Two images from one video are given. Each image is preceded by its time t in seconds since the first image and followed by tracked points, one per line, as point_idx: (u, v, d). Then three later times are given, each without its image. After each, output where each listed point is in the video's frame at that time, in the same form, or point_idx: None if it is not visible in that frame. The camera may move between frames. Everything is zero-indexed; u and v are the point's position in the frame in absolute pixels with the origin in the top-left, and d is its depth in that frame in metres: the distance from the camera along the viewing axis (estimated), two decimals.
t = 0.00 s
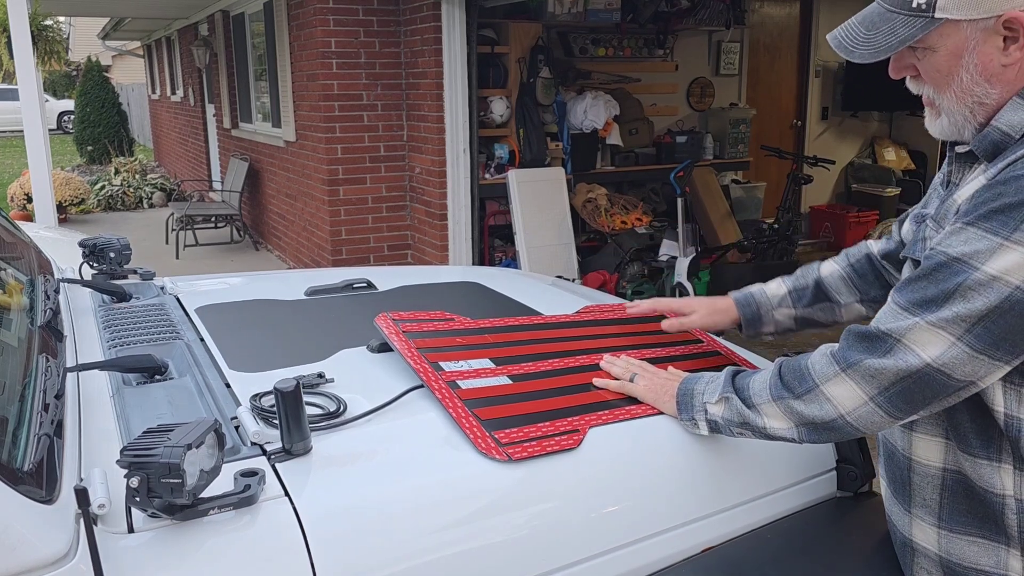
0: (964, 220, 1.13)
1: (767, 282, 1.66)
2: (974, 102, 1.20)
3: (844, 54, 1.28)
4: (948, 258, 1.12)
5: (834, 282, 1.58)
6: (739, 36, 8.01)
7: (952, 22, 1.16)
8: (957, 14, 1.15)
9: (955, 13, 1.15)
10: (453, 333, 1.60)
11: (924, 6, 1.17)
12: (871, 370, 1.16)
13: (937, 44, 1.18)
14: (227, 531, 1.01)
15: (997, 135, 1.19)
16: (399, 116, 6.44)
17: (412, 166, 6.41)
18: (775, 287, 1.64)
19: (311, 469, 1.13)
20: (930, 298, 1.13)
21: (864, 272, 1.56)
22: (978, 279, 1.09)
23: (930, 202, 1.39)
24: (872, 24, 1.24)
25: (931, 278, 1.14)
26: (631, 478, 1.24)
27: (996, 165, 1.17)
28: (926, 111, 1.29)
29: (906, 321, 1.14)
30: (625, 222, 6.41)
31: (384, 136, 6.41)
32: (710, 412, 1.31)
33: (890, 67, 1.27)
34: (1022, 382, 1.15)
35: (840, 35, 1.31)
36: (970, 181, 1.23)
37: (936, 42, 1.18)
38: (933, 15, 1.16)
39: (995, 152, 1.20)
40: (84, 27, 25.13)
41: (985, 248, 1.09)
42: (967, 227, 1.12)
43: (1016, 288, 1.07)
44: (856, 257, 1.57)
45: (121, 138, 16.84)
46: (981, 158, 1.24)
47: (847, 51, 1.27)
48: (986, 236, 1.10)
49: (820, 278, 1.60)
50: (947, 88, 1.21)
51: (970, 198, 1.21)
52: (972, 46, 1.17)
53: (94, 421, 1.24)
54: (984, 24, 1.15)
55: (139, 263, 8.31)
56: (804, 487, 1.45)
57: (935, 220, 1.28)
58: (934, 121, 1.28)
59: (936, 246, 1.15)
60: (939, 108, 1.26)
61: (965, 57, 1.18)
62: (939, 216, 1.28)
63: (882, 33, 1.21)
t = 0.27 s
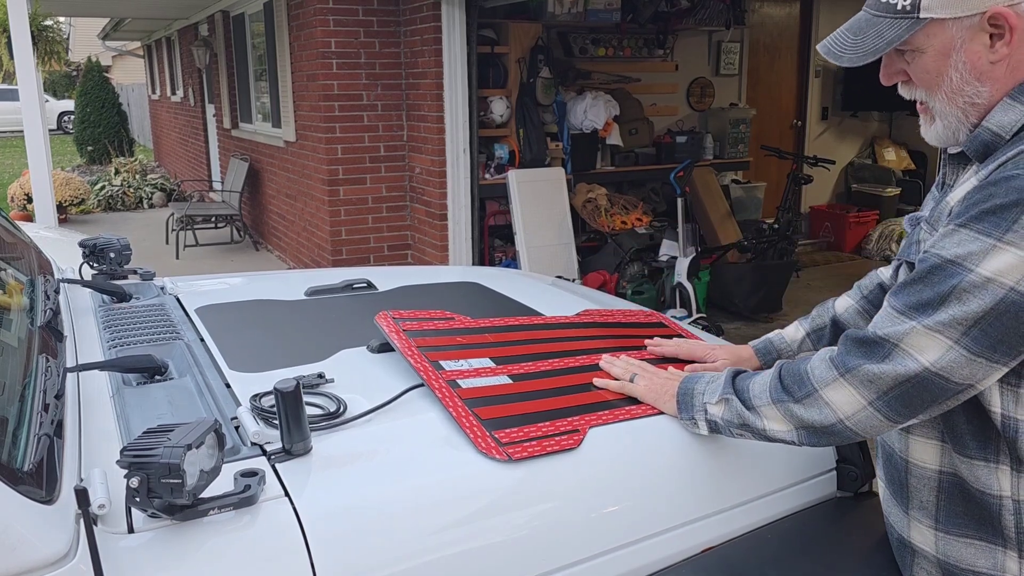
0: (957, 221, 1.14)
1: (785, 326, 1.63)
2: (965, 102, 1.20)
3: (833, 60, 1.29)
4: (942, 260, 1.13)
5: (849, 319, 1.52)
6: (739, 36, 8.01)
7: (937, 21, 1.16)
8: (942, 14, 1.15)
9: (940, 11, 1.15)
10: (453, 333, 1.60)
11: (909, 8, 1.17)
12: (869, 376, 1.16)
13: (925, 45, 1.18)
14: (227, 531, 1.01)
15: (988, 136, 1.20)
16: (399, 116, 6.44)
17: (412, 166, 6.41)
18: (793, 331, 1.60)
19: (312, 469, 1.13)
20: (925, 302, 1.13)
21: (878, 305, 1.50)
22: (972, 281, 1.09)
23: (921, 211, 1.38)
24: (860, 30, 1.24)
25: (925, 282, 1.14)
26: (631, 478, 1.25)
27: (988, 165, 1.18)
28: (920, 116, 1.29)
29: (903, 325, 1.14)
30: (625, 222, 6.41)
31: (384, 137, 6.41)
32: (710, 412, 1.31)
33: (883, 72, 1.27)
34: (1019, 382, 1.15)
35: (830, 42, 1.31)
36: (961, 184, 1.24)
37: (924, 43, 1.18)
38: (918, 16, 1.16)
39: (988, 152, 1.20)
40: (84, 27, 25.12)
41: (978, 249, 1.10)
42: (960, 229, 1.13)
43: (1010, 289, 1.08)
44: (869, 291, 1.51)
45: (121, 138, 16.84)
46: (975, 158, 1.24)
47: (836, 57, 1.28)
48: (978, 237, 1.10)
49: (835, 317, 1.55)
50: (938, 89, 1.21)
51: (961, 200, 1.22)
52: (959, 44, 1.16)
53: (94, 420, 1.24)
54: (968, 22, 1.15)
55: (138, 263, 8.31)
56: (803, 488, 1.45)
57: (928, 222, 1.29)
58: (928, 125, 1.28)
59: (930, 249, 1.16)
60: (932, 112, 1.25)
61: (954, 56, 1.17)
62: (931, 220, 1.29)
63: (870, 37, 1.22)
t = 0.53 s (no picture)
0: (946, 221, 1.14)
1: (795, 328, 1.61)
2: (941, 105, 1.20)
3: (818, 70, 1.34)
4: (932, 259, 1.12)
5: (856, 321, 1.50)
6: (739, 37, 8.02)
7: (905, 29, 1.18)
8: (907, 22, 1.17)
9: (906, 20, 1.17)
10: (453, 333, 1.60)
11: (878, 18, 1.20)
12: (860, 377, 1.15)
13: (898, 52, 1.21)
14: (228, 531, 1.00)
15: (974, 138, 1.20)
16: (399, 116, 6.44)
17: (412, 166, 6.41)
18: (801, 333, 1.58)
19: (312, 469, 1.13)
20: (915, 301, 1.13)
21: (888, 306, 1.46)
22: (961, 278, 1.09)
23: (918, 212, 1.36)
24: (840, 42, 1.29)
25: (916, 280, 1.14)
26: (630, 478, 1.24)
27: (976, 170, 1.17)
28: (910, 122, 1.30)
29: (894, 325, 1.13)
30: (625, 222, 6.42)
31: (384, 137, 6.41)
32: (696, 414, 1.29)
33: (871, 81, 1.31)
34: (1015, 384, 1.15)
35: (817, 55, 1.36)
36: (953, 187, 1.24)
37: (897, 50, 1.21)
38: (886, 25, 1.19)
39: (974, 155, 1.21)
40: (84, 27, 25.12)
41: (966, 246, 1.10)
42: (949, 228, 1.13)
43: (999, 286, 1.07)
44: (875, 292, 1.47)
45: (122, 138, 16.84)
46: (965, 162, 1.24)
47: (820, 68, 1.33)
48: (967, 234, 1.10)
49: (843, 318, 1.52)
50: (916, 95, 1.22)
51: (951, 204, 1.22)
52: (929, 50, 1.18)
53: (94, 421, 1.24)
54: (934, 28, 1.16)
55: (138, 263, 8.31)
56: (803, 488, 1.45)
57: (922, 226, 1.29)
58: (916, 131, 1.29)
59: (920, 250, 1.16)
60: (916, 118, 1.26)
61: (924, 63, 1.19)
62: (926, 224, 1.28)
63: (847, 48, 1.26)
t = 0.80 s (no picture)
0: (938, 220, 1.14)
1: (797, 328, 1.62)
2: (930, 105, 1.21)
3: (813, 72, 1.35)
4: (926, 260, 1.12)
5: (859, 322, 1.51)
6: (739, 36, 8.02)
7: (891, 30, 1.19)
8: (894, 23, 1.18)
9: (893, 21, 1.18)
10: (453, 332, 1.60)
11: (866, 20, 1.21)
12: (863, 384, 1.14)
13: (886, 53, 1.21)
14: (227, 531, 1.00)
15: (964, 135, 1.20)
16: (399, 116, 6.44)
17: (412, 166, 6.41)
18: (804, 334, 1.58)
19: (312, 469, 1.13)
20: (913, 303, 1.12)
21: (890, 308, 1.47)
22: (958, 278, 1.09)
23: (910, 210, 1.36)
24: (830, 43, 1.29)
25: (912, 282, 1.13)
26: (629, 477, 1.24)
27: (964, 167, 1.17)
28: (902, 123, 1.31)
29: (894, 329, 1.13)
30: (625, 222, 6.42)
31: (384, 136, 6.41)
32: (693, 422, 1.27)
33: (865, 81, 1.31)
34: (1006, 379, 1.14)
35: (813, 58, 1.36)
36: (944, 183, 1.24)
37: (885, 51, 1.21)
38: (874, 27, 1.20)
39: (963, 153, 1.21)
40: (84, 27, 25.11)
41: (960, 245, 1.09)
42: (941, 228, 1.12)
43: (995, 284, 1.07)
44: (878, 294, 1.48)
45: (122, 138, 16.84)
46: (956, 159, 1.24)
47: (814, 70, 1.34)
48: (960, 232, 1.10)
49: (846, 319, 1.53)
50: (906, 95, 1.23)
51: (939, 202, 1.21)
52: (916, 50, 1.18)
53: (94, 420, 1.24)
54: (920, 28, 1.16)
55: (138, 263, 8.31)
56: (802, 488, 1.45)
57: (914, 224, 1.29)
58: (909, 131, 1.29)
59: (912, 250, 1.15)
60: (908, 118, 1.27)
61: (912, 63, 1.19)
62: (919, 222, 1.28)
63: (836, 49, 1.27)
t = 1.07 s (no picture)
0: (950, 227, 1.12)
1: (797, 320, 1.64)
2: (926, 104, 1.21)
3: (804, 71, 1.35)
4: (945, 266, 1.10)
5: (862, 314, 1.55)
6: (739, 37, 8.02)
7: (888, 29, 1.19)
8: (890, 22, 1.18)
9: (889, 20, 1.18)
10: (462, 344, 1.59)
11: (863, 18, 1.21)
12: (891, 397, 1.12)
13: (882, 52, 1.21)
14: (227, 531, 1.00)
15: (962, 135, 1.20)
16: (399, 116, 6.44)
17: (412, 166, 6.41)
18: (805, 324, 1.62)
19: (312, 470, 1.13)
20: (934, 311, 1.10)
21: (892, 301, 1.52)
22: (981, 284, 1.07)
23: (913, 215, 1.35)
24: (826, 43, 1.30)
25: (932, 288, 1.11)
26: (634, 478, 1.25)
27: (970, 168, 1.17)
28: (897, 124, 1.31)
29: (918, 338, 1.10)
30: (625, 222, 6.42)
31: (384, 137, 6.41)
32: (721, 424, 1.26)
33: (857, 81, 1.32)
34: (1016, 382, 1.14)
35: (805, 58, 1.37)
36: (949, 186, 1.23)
37: (881, 50, 1.21)
38: (870, 26, 1.20)
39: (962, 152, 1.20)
40: (84, 27, 25.11)
41: (978, 249, 1.08)
42: (957, 233, 1.11)
43: (1016, 288, 1.06)
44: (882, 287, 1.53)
45: (121, 138, 16.84)
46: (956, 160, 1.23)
47: (805, 68, 1.34)
48: (977, 237, 1.09)
49: (849, 311, 1.57)
50: (901, 94, 1.23)
51: (948, 205, 1.19)
52: (912, 49, 1.18)
53: (94, 421, 1.24)
54: (918, 28, 1.17)
55: (139, 263, 8.31)
56: (799, 489, 1.44)
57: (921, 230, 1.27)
58: (904, 132, 1.29)
59: (926, 257, 1.13)
60: (903, 118, 1.27)
61: (908, 62, 1.19)
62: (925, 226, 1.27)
63: (833, 48, 1.27)
